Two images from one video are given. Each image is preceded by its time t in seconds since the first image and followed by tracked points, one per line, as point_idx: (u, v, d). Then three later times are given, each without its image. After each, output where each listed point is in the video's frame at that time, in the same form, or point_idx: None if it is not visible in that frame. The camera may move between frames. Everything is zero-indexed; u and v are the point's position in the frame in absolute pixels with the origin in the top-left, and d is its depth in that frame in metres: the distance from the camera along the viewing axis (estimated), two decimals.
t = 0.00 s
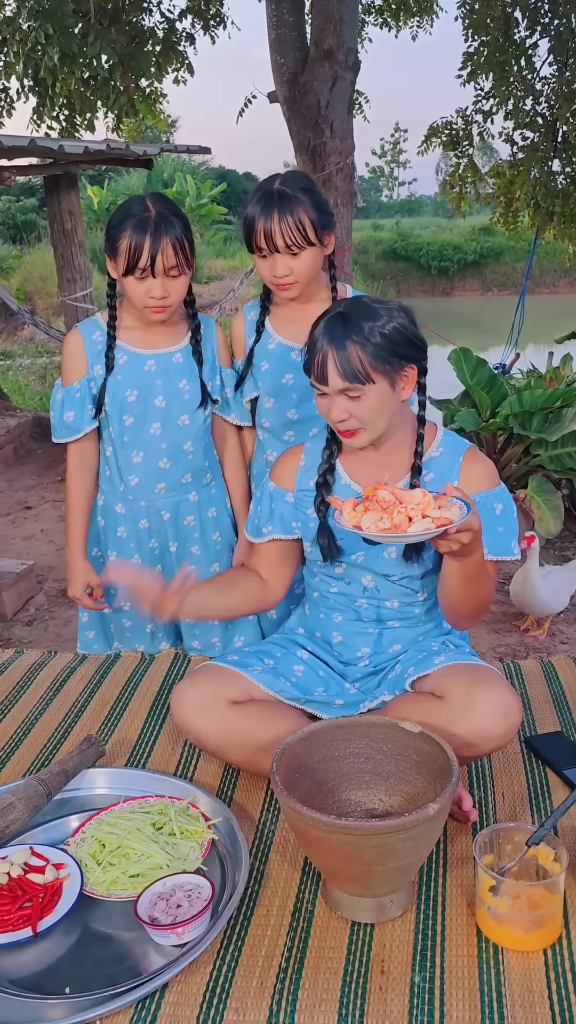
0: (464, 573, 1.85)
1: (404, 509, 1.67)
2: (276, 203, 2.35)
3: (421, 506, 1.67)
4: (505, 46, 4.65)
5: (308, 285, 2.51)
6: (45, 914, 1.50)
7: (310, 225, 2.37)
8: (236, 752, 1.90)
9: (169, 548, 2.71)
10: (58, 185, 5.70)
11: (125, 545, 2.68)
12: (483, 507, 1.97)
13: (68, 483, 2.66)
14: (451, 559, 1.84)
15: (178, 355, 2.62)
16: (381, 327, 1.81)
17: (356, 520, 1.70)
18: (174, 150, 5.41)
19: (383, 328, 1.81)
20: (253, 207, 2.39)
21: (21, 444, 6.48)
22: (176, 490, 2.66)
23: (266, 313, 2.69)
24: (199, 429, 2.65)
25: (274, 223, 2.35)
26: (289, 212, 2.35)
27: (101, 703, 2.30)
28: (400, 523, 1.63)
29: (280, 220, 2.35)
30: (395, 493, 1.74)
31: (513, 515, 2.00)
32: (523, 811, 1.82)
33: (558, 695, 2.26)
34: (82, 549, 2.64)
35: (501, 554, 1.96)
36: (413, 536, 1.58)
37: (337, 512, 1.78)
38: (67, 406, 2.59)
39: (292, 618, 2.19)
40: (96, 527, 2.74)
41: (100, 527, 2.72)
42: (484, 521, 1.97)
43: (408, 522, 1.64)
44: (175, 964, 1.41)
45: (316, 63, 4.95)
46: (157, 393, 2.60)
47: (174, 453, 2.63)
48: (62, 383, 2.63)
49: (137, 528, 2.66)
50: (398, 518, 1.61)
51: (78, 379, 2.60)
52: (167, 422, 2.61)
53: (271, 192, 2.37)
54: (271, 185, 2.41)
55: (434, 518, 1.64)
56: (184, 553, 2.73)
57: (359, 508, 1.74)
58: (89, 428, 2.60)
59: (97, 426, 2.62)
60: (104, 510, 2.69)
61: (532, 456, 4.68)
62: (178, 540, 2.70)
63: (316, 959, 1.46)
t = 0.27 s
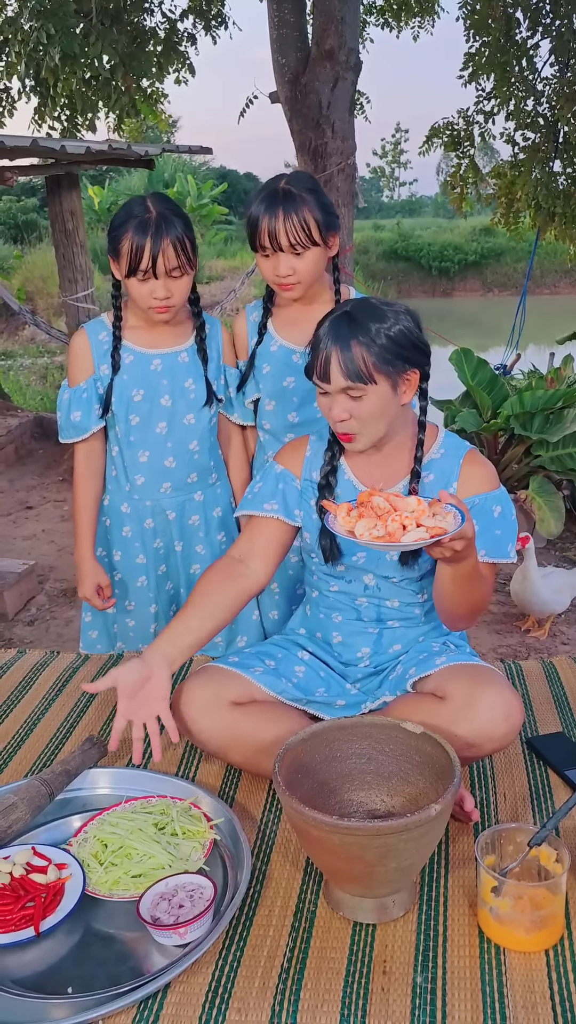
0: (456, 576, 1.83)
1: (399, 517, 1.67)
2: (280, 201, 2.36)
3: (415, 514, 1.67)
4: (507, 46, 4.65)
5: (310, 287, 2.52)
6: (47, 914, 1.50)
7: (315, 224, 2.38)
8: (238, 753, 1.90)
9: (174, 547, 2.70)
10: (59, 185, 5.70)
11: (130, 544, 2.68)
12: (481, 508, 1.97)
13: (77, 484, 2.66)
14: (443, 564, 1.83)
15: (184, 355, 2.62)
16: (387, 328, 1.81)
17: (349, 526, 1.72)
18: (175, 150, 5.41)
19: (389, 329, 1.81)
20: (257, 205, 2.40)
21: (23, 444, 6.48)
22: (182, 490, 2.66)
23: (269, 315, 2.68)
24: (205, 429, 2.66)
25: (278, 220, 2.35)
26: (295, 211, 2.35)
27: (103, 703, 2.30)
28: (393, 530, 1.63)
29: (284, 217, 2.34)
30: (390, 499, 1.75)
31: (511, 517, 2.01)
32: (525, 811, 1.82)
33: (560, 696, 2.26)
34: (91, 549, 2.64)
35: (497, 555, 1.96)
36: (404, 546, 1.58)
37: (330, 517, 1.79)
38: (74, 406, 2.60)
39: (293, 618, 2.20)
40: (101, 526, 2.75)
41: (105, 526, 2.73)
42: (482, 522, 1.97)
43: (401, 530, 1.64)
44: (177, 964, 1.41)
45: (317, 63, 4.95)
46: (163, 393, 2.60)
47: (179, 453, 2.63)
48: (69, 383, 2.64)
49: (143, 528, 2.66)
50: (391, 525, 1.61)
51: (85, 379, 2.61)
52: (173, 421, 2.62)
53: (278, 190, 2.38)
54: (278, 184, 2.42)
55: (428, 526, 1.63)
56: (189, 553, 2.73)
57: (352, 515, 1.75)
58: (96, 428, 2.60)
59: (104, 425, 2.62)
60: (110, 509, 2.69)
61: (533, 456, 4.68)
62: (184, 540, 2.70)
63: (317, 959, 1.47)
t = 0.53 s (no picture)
0: (459, 575, 1.84)
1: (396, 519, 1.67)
2: (285, 205, 2.36)
3: (413, 517, 1.68)
4: (508, 47, 4.65)
5: (314, 290, 2.51)
6: (50, 913, 1.50)
7: (319, 230, 2.38)
8: (240, 752, 1.90)
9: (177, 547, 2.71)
10: (61, 185, 5.71)
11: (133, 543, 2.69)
12: (480, 507, 1.98)
13: (80, 484, 2.67)
14: (446, 564, 1.84)
15: (187, 356, 2.63)
16: (403, 321, 1.84)
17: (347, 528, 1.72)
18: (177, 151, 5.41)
19: (401, 323, 1.84)
20: (263, 209, 2.40)
21: (24, 444, 6.48)
22: (185, 490, 2.67)
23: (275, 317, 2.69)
24: (208, 429, 2.66)
25: (282, 226, 2.36)
26: (299, 216, 2.35)
27: (105, 702, 2.30)
28: (391, 532, 1.64)
29: (288, 223, 2.35)
30: (387, 501, 1.76)
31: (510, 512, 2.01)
32: (527, 811, 1.82)
33: (561, 696, 2.27)
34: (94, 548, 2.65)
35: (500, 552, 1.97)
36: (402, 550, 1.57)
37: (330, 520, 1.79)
38: (78, 406, 2.60)
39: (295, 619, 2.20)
40: (105, 525, 2.76)
41: (109, 526, 2.74)
42: (482, 521, 1.98)
43: (399, 532, 1.64)
44: (180, 963, 1.41)
45: (319, 64, 4.95)
46: (166, 393, 2.62)
47: (183, 453, 2.64)
48: (73, 383, 2.65)
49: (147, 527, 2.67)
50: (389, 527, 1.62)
51: (90, 379, 2.62)
52: (176, 421, 2.63)
53: (282, 195, 2.38)
54: (283, 187, 2.42)
55: (426, 527, 1.64)
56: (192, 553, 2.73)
57: (349, 517, 1.76)
58: (100, 427, 2.61)
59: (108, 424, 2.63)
60: (114, 508, 2.71)
61: (534, 457, 4.69)
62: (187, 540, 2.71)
63: (320, 957, 1.47)
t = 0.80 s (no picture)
0: (453, 575, 1.85)
1: (392, 513, 1.66)
2: (288, 210, 2.37)
3: (408, 511, 1.67)
4: (510, 48, 4.65)
5: (319, 295, 2.52)
6: (54, 912, 1.51)
7: (322, 236, 2.38)
8: (243, 752, 1.90)
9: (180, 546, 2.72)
10: (63, 185, 5.71)
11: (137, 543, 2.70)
12: (481, 510, 1.98)
13: (82, 483, 2.68)
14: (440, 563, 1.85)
15: (189, 356, 2.64)
16: (401, 320, 1.84)
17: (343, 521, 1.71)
18: (179, 151, 5.42)
19: (400, 321, 1.84)
20: (266, 215, 2.40)
21: (25, 444, 6.47)
22: (188, 490, 2.67)
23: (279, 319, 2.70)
24: (211, 429, 2.66)
25: (285, 231, 2.37)
26: (301, 223, 2.36)
27: (108, 702, 2.31)
28: (386, 527, 1.63)
29: (291, 230, 2.36)
30: (384, 495, 1.74)
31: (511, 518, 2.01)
32: (529, 810, 1.83)
33: (563, 696, 2.27)
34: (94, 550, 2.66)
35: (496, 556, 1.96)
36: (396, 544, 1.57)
37: (325, 513, 1.78)
38: (81, 406, 2.61)
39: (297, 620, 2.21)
40: (109, 525, 2.76)
41: (112, 526, 2.74)
42: (482, 525, 1.97)
43: (395, 526, 1.63)
44: (183, 961, 1.41)
45: (320, 64, 4.96)
46: (168, 393, 2.62)
47: (186, 453, 2.64)
48: (76, 383, 2.65)
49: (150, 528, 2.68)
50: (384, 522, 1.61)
51: (91, 380, 2.63)
52: (179, 421, 2.63)
53: (285, 201, 2.39)
54: (286, 192, 2.43)
55: (420, 523, 1.63)
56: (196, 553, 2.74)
57: (345, 510, 1.75)
58: (102, 429, 2.62)
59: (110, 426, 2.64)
60: (117, 507, 2.71)
61: (535, 457, 4.69)
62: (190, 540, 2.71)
63: (324, 957, 1.47)
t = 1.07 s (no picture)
0: (450, 581, 1.84)
1: (380, 530, 1.70)
2: (288, 213, 2.37)
3: (397, 527, 1.70)
4: (510, 50, 4.66)
5: (319, 298, 2.53)
6: (57, 911, 1.51)
7: (322, 239, 2.39)
8: (245, 752, 1.91)
9: (181, 548, 2.72)
10: (64, 186, 5.72)
11: (137, 545, 2.70)
12: (488, 508, 1.99)
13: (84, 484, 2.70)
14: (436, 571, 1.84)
15: (187, 358, 2.64)
16: (408, 314, 1.85)
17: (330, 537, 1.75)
18: (179, 152, 5.42)
19: (409, 316, 1.85)
20: (266, 218, 2.41)
21: (26, 444, 6.47)
22: (189, 492, 2.67)
23: (280, 321, 2.70)
24: (210, 432, 2.66)
25: (285, 234, 2.37)
26: (301, 226, 2.36)
27: (110, 702, 2.31)
28: (375, 543, 1.68)
29: (291, 232, 2.36)
30: (373, 509, 1.78)
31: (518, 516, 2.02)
32: (530, 810, 1.84)
33: (564, 696, 2.28)
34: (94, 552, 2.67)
35: (502, 554, 1.97)
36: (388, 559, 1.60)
37: (316, 528, 1.82)
38: (80, 410, 2.63)
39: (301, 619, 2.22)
40: (109, 527, 2.77)
41: (113, 528, 2.75)
42: (488, 522, 1.99)
43: (383, 544, 1.67)
44: (186, 961, 1.42)
45: (321, 65, 4.96)
46: (167, 397, 2.62)
47: (186, 456, 2.64)
48: (75, 388, 2.67)
49: (150, 530, 2.68)
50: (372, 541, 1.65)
51: (90, 384, 2.64)
52: (178, 424, 2.63)
53: (285, 203, 2.39)
54: (285, 195, 2.44)
55: (409, 539, 1.66)
56: (197, 554, 2.74)
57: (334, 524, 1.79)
58: (100, 433, 2.63)
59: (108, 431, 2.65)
60: (118, 508, 2.71)
61: (535, 458, 4.70)
62: (191, 541, 2.71)
63: (326, 956, 1.48)
